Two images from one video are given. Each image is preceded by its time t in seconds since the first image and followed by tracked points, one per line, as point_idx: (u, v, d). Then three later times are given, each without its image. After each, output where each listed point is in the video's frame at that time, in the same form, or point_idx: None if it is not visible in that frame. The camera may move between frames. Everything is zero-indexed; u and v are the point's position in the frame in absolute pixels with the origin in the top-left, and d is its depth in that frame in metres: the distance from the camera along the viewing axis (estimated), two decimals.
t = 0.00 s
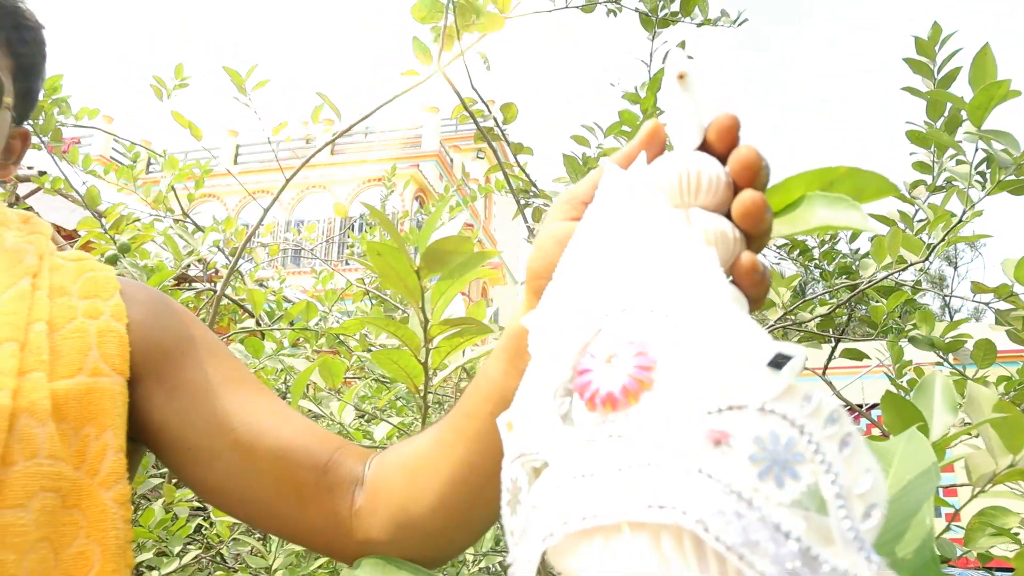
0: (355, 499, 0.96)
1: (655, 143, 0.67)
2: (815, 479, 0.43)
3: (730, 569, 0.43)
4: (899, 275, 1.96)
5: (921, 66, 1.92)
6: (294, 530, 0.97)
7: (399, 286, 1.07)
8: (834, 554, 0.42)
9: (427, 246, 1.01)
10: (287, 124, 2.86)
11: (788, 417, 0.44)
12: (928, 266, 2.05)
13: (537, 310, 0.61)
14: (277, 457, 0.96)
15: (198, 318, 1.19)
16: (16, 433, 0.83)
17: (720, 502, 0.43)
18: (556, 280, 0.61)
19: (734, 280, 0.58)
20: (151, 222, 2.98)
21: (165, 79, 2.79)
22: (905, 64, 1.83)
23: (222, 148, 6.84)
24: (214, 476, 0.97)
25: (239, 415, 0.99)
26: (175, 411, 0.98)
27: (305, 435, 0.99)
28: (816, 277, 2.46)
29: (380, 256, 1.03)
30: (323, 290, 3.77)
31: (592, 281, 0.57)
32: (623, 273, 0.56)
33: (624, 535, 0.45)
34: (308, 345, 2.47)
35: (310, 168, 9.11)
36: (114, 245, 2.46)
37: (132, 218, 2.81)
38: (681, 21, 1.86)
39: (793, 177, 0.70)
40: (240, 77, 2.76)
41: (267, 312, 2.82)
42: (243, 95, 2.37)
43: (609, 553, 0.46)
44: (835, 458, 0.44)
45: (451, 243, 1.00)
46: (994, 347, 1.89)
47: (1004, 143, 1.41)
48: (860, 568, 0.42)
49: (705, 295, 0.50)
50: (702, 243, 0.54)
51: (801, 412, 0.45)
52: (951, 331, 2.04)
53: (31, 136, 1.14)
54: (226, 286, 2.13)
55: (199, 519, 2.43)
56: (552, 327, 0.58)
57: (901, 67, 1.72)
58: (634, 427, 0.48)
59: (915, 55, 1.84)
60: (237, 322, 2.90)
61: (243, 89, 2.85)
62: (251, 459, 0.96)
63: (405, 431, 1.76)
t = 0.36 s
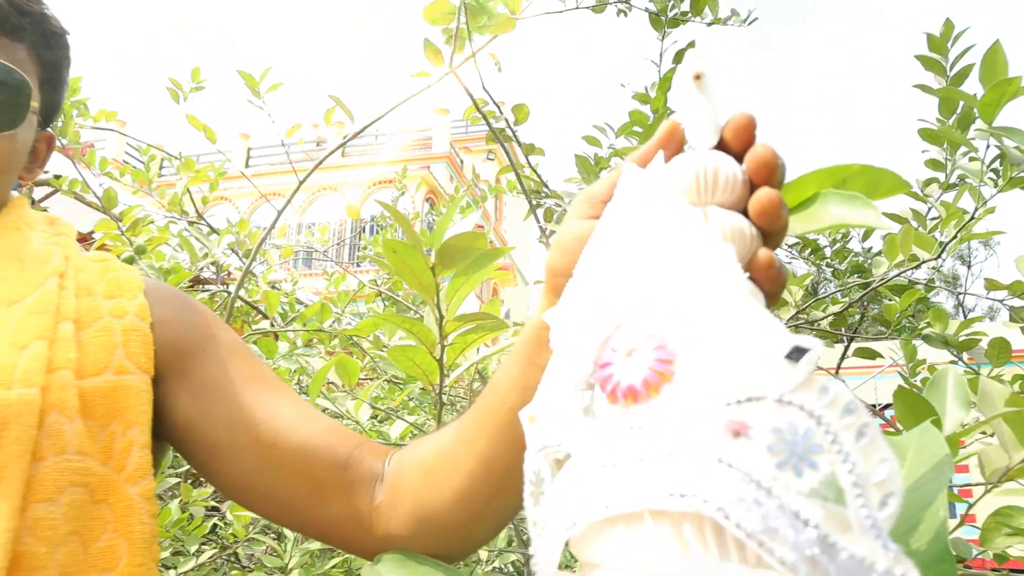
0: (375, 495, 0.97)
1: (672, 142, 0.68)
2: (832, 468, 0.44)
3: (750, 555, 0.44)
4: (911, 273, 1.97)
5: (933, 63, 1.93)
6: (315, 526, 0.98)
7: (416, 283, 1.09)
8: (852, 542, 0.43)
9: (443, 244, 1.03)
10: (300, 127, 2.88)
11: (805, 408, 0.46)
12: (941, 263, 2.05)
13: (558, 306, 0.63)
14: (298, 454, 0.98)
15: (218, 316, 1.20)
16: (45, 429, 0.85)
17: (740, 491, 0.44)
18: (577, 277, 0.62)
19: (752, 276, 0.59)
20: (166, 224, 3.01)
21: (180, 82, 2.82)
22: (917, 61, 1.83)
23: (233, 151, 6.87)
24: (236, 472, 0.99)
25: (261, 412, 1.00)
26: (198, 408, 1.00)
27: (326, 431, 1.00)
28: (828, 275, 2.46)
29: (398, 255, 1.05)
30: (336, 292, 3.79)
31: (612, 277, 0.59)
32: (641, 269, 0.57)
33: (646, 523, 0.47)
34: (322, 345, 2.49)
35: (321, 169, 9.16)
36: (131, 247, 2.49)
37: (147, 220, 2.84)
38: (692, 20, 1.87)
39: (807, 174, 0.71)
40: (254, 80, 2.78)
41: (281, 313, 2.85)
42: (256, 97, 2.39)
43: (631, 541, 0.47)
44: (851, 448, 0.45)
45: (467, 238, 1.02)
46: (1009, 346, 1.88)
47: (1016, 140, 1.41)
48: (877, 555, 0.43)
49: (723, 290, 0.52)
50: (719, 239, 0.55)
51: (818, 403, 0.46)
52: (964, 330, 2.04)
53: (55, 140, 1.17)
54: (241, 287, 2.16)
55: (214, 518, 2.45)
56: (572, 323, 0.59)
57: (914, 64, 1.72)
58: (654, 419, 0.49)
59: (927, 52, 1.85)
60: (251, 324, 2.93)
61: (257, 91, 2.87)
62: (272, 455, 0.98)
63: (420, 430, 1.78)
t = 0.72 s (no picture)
0: (399, 495, 0.98)
1: (691, 145, 0.69)
2: (854, 465, 0.46)
3: (774, 551, 0.45)
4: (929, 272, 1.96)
5: (949, 61, 1.92)
6: (340, 525, 0.99)
7: (434, 285, 1.10)
8: (874, 537, 0.45)
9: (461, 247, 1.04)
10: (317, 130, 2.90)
11: (826, 407, 0.47)
12: (959, 262, 2.05)
13: (580, 308, 0.64)
14: (322, 454, 0.99)
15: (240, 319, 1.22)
16: (77, 430, 0.87)
17: (763, 488, 0.45)
18: (599, 279, 0.64)
19: (772, 278, 0.60)
20: (184, 228, 3.03)
21: (198, 87, 2.85)
22: (933, 59, 1.83)
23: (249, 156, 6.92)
24: (262, 473, 1.00)
25: (285, 413, 1.02)
26: (225, 409, 1.02)
27: (349, 432, 1.02)
28: (845, 276, 2.46)
29: (417, 258, 1.06)
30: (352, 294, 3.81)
31: (633, 280, 0.60)
32: (662, 270, 0.58)
33: (671, 520, 0.48)
34: (339, 348, 2.51)
35: (336, 172, 9.20)
36: (150, 252, 2.52)
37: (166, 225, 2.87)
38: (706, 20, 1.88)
39: (825, 175, 0.71)
40: (270, 84, 2.81)
41: (298, 317, 2.87)
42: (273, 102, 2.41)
43: (656, 537, 0.48)
44: (872, 446, 0.46)
45: (485, 241, 1.03)
46: None
47: None
48: (898, 549, 0.44)
49: (743, 291, 0.53)
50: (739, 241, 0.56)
51: (839, 402, 0.47)
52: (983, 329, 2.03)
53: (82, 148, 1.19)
54: (259, 290, 2.18)
55: (234, 521, 2.47)
56: (595, 325, 0.60)
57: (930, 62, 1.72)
58: (678, 418, 0.50)
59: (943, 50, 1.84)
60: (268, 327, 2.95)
61: (273, 96, 2.90)
62: (297, 456, 0.99)
63: (438, 432, 1.79)
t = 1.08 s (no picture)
0: (418, 491, 1.00)
1: (706, 145, 0.70)
2: (868, 457, 0.47)
3: (790, 541, 0.47)
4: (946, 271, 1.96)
5: (966, 58, 1.92)
6: (361, 521, 1.01)
7: (452, 284, 1.12)
8: (888, 527, 0.46)
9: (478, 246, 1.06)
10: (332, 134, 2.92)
11: (840, 400, 0.48)
12: (977, 261, 2.04)
13: (598, 306, 0.65)
14: (343, 450, 1.01)
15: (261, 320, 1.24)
16: (105, 428, 0.89)
17: (779, 478, 0.46)
18: (616, 277, 0.65)
19: (786, 275, 0.61)
20: (202, 232, 3.07)
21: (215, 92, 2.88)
22: (950, 57, 1.83)
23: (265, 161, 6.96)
24: (284, 469, 1.02)
25: (306, 411, 1.04)
26: (248, 407, 1.04)
27: (369, 429, 1.03)
28: (862, 275, 2.45)
29: (435, 258, 1.08)
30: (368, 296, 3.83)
31: (650, 277, 0.61)
32: (678, 267, 0.59)
33: (688, 511, 0.49)
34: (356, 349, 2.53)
35: (351, 175, 9.25)
36: (170, 256, 2.55)
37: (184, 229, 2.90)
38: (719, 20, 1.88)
39: (837, 171, 0.73)
40: (285, 89, 2.83)
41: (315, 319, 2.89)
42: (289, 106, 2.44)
43: (674, 528, 0.49)
44: (886, 438, 0.47)
45: (501, 242, 1.04)
46: None
47: None
48: (912, 539, 0.45)
49: (758, 287, 0.54)
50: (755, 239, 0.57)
51: (853, 394, 0.48)
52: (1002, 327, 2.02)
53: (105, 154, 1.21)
54: (276, 293, 2.20)
55: (253, 521, 2.49)
56: (612, 322, 0.62)
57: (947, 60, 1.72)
58: (694, 411, 0.51)
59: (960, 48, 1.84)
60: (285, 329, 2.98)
61: (289, 101, 2.93)
62: (319, 452, 1.01)
63: (455, 433, 1.80)
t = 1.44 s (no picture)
0: (423, 485, 1.01)
1: (709, 142, 0.71)
2: (868, 445, 0.48)
3: (792, 527, 0.47)
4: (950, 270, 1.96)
5: (971, 58, 1.92)
6: (366, 516, 1.01)
7: (458, 284, 1.13)
8: (888, 513, 0.46)
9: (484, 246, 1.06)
10: (337, 137, 2.93)
11: (842, 390, 0.49)
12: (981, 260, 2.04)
13: (602, 300, 0.66)
14: (349, 445, 1.02)
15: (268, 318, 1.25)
16: (114, 424, 0.90)
17: (781, 465, 0.47)
18: (620, 272, 0.66)
19: (788, 269, 0.62)
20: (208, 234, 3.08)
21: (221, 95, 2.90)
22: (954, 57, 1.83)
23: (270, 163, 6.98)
24: (291, 464, 1.03)
25: (313, 406, 1.05)
26: (255, 403, 1.05)
27: (374, 425, 1.04)
28: (866, 276, 2.45)
29: (441, 258, 1.08)
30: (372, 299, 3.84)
31: (653, 270, 0.62)
32: (682, 260, 0.60)
33: (691, 498, 0.49)
34: (361, 351, 2.53)
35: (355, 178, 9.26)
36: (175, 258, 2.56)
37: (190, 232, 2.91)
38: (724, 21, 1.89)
39: (839, 168, 0.73)
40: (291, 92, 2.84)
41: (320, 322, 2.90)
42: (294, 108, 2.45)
43: (677, 516, 0.50)
44: (887, 427, 0.48)
45: (507, 241, 1.05)
46: None
47: None
48: (912, 525, 0.46)
49: (761, 281, 0.55)
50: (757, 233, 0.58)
51: (854, 384, 0.49)
52: (1006, 327, 2.02)
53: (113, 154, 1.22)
54: (281, 294, 2.21)
55: (258, 522, 2.50)
56: (617, 316, 0.62)
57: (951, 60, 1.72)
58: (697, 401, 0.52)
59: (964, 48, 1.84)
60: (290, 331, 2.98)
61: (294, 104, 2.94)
62: (325, 447, 1.02)
63: (460, 433, 1.80)
